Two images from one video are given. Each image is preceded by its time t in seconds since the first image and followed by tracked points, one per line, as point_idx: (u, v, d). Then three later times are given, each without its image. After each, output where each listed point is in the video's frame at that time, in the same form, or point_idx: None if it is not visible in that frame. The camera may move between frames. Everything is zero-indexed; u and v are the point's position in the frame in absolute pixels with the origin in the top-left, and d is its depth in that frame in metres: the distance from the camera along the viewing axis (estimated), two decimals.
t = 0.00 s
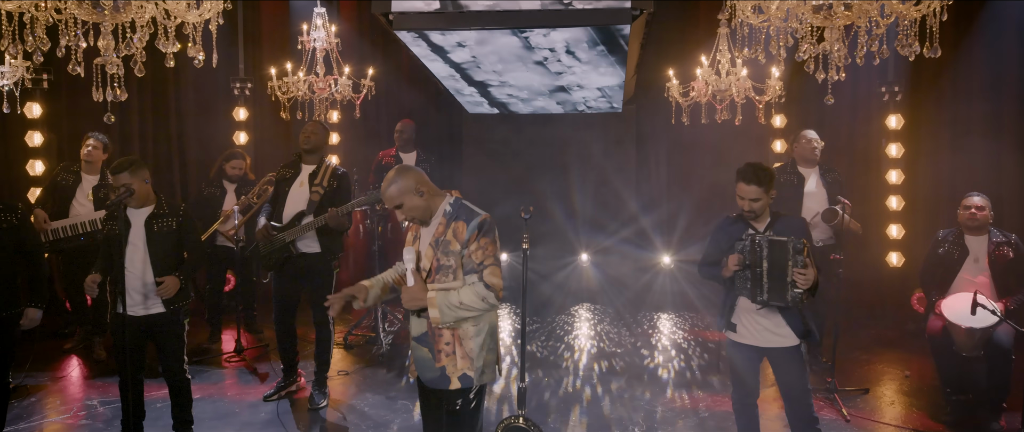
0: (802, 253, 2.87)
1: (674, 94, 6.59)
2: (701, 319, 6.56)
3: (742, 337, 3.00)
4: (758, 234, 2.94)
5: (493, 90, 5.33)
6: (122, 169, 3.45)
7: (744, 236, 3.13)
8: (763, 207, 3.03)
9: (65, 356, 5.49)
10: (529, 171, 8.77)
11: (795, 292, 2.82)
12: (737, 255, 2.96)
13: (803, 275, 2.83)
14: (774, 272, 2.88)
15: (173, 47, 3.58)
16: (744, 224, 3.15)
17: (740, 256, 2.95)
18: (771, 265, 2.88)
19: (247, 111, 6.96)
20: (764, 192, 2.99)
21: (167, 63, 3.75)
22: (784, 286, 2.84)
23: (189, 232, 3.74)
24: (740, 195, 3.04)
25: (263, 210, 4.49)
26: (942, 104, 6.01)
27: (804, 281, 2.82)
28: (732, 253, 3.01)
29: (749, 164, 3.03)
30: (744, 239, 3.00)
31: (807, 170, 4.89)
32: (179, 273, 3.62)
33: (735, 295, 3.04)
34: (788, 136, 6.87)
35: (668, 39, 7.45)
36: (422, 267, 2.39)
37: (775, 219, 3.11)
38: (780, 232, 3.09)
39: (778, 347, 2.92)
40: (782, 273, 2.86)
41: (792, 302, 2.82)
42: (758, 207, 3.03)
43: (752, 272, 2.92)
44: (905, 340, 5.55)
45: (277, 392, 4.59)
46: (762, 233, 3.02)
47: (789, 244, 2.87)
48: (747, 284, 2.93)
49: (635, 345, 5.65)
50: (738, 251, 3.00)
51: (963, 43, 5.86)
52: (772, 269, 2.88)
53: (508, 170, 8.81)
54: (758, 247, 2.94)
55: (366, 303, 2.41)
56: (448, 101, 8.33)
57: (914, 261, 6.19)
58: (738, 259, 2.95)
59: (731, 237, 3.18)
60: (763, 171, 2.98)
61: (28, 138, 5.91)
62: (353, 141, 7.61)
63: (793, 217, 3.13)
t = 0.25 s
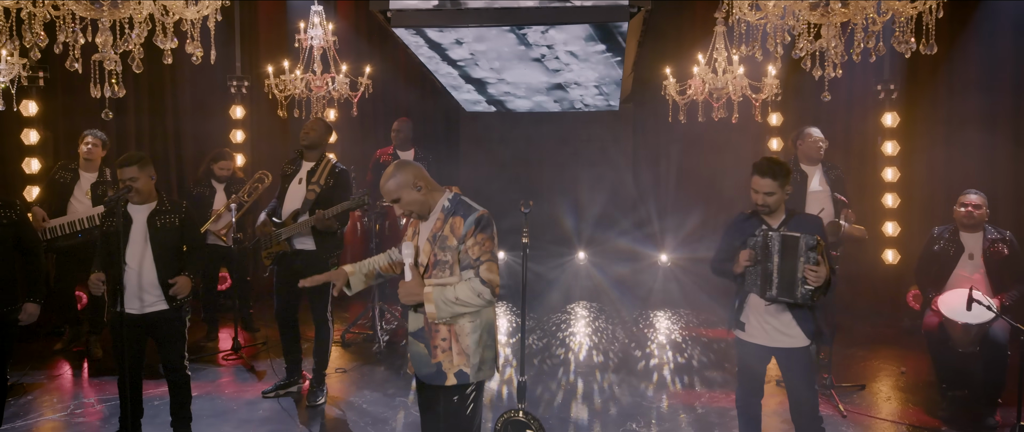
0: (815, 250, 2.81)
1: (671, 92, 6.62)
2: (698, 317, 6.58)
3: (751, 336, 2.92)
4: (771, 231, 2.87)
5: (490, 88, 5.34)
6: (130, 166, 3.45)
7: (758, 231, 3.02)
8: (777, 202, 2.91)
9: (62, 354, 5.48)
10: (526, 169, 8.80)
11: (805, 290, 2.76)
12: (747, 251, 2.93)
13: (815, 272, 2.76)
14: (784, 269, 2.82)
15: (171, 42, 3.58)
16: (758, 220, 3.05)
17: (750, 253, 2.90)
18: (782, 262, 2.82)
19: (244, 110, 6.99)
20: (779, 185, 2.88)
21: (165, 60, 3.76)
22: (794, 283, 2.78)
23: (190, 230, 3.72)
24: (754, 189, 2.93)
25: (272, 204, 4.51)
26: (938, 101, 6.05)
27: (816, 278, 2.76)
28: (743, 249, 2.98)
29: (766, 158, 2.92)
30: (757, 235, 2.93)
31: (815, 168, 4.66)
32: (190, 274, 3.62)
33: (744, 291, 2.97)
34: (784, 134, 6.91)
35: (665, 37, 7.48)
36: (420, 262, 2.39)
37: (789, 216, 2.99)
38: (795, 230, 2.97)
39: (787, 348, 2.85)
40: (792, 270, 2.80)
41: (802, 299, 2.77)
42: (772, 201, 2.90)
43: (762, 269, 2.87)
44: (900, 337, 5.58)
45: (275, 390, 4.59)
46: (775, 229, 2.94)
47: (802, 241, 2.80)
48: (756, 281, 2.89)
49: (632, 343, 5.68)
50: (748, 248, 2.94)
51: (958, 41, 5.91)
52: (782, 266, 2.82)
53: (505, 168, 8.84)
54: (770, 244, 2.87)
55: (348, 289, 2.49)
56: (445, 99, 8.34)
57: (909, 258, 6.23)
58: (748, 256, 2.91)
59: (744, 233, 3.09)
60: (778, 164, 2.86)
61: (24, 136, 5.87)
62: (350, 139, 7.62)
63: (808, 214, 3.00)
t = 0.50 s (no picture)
0: (832, 250, 2.80)
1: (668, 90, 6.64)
2: (695, 314, 6.61)
3: (762, 333, 2.91)
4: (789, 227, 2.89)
5: (488, 86, 5.35)
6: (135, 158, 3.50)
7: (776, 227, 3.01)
8: (799, 198, 2.88)
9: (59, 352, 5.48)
10: (523, 167, 8.80)
11: (817, 288, 2.77)
12: (763, 246, 2.94)
13: (830, 272, 2.75)
14: (798, 266, 2.83)
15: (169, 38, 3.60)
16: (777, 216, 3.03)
17: (765, 247, 2.92)
18: (797, 258, 2.84)
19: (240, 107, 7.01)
20: (802, 181, 2.86)
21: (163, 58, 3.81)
22: (808, 280, 2.79)
23: (190, 227, 3.72)
24: (777, 183, 2.91)
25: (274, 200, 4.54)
26: (934, 98, 6.09)
27: (830, 278, 2.74)
28: (760, 244, 2.99)
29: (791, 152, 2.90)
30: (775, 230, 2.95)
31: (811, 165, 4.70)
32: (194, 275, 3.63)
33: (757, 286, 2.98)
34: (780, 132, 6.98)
35: (662, 35, 7.52)
36: (420, 257, 2.39)
37: (809, 213, 2.95)
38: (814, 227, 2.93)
39: (798, 347, 2.83)
40: (807, 267, 2.81)
41: (814, 298, 2.77)
42: (793, 197, 2.88)
43: (776, 264, 2.89)
44: (896, 334, 5.61)
45: (274, 387, 4.60)
46: (793, 225, 2.93)
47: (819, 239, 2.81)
48: (769, 276, 2.90)
49: (629, 340, 5.70)
50: (764, 243, 2.97)
51: (953, 40, 5.95)
52: (797, 263, 2.84)
53: (502, 166, 8.86)
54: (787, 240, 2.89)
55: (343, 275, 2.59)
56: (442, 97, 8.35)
57: (905, 255, 6.28)
58: (763, 250, 2.93)
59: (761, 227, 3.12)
60: (803, 159, 2.84)
61: (20, 133, 5.88)
62: (347, 138, 7.63)
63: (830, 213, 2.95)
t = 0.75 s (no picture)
0: (853, 251, 2.79)
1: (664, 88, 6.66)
2: (691, 312, 6.63)
3: (773, 328, 2.91)
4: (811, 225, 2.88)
5: (486, 84, 5.36)
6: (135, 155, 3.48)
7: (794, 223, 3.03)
8: (820, 197, 2.90)
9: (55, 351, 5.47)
10: (521, 167, 8.77)
11: (835, 288, 2.76)
12: (781, 242, 2.94)
13: (849, 273, 2.76)
14: (817, 265, 2.82)
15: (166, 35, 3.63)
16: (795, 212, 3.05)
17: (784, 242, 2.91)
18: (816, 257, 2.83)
19: (237, 106, 7.03)
20: (826, 180, 2.86)
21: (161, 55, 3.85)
22: (826, 279, 2.79)
23: (186, 225, 3.69)
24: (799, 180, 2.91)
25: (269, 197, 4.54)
26: (929, 94, 6.14)
27: (849, 279, 2.75)
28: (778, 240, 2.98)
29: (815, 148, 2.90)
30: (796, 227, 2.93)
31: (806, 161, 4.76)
32: (185, 271, 3.57)
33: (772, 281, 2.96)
34: (776, 130, 7.09)
35: (658, 34, 7.57)
36: (421, 252, 2.38)
37: (828, 211, 2.97)
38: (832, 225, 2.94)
39: (808, 345, 2.83)
40: (825, 266, 2.81)
41: (830, 298, 2.76)
42: (814, 195, 2.90)
43: (793, 260, 2.87)
44: (891, 331, 5.65)
45: (272, 384, 4.61)
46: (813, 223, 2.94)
47: (840, 239, 2.80)
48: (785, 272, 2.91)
49: (625, 337, 5.71)
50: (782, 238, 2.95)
51: (948, 37, 6.00)
52: (816, 261, 2.82)
53: (499, 165, 8.88)
54: (808, 237, 2.88)
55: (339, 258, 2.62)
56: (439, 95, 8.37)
57: (900, 251, 6.33)
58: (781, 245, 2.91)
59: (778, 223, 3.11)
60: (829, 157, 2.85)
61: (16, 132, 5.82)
62: (344, 136, 7.63)
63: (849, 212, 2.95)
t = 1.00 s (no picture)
0: (871, 255, 2.67)
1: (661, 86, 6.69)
2: (687, 309, 6.66)
3: (780, 325, 2.78)
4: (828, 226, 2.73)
5: (484, 82, 5.37)
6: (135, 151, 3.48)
7: (804, 222, 2.87)
8: (835, 196, 2.75)
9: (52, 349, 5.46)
10: (517, 164, 8.91)
11: (853, 292, 2.62)
12: (794, 241, 2.75)
13: (867, 276, 2.63)
14: (834, 267, 2.68)
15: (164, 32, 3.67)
16: (807, 210, 2.87)
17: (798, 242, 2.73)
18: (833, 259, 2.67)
19: (233, 104, 6.84)
20: (842, 180, 2.71)
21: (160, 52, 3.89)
22: (842, 283, 2.64)
23: (179, 222, 3.69)
24: (814, 177, 2.76)
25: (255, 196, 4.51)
26: (923, 93, 6.17)
27: (867, 283, 2.63)
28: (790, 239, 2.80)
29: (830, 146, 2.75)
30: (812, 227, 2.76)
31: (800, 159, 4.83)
32: (170, 271, 3.54)
33: (783, 281, 2.80)
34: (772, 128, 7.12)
35: (654, 33, 7.62)
36: (424, 248, 2.37)
37: (841, 210, 2.82)
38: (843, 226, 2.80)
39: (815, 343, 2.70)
40: (843, 270, 2.66)
41: (848, 301, 2.62)
42: (828, 194, 2.75)
43: (808, 262, 2.70)
44: (887, 328, 5.67)
45: (270, 381, 4.60)
46: (827, 223, 2.79)
47: (859, 242, 2.66)
48: (797, 273, 2.74)
49: (622, 335, 5.73)
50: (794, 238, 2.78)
51: (942, 35, 6.03)
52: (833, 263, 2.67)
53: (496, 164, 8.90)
54: (825, 238, 2.72)
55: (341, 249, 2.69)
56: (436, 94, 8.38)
57: (896, 249, 6.37)
58: (795, 245, 2.73)
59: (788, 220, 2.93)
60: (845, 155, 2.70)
61: (13, 130, 5.74)
62: (341, 135, 7.65)
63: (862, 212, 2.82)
